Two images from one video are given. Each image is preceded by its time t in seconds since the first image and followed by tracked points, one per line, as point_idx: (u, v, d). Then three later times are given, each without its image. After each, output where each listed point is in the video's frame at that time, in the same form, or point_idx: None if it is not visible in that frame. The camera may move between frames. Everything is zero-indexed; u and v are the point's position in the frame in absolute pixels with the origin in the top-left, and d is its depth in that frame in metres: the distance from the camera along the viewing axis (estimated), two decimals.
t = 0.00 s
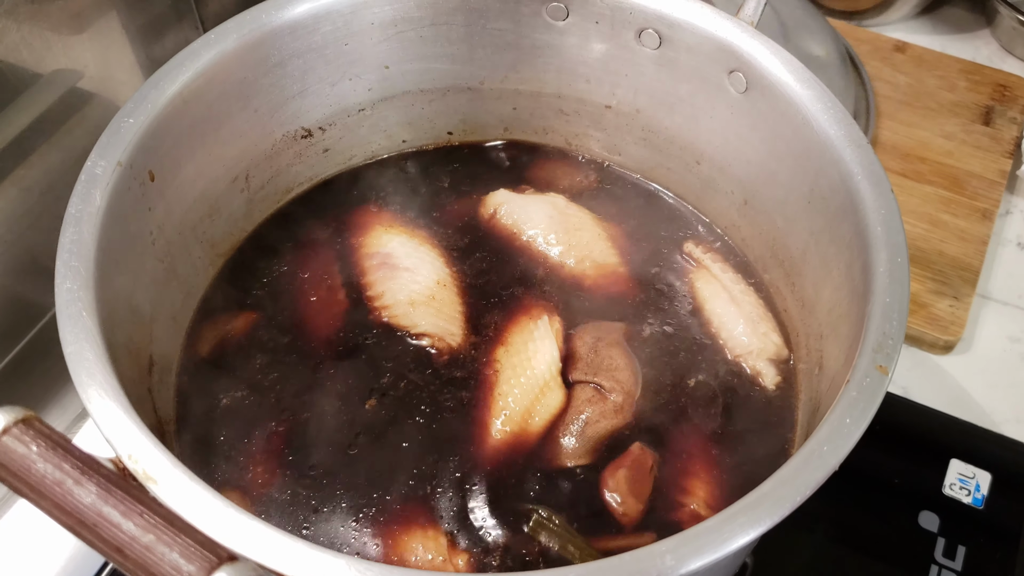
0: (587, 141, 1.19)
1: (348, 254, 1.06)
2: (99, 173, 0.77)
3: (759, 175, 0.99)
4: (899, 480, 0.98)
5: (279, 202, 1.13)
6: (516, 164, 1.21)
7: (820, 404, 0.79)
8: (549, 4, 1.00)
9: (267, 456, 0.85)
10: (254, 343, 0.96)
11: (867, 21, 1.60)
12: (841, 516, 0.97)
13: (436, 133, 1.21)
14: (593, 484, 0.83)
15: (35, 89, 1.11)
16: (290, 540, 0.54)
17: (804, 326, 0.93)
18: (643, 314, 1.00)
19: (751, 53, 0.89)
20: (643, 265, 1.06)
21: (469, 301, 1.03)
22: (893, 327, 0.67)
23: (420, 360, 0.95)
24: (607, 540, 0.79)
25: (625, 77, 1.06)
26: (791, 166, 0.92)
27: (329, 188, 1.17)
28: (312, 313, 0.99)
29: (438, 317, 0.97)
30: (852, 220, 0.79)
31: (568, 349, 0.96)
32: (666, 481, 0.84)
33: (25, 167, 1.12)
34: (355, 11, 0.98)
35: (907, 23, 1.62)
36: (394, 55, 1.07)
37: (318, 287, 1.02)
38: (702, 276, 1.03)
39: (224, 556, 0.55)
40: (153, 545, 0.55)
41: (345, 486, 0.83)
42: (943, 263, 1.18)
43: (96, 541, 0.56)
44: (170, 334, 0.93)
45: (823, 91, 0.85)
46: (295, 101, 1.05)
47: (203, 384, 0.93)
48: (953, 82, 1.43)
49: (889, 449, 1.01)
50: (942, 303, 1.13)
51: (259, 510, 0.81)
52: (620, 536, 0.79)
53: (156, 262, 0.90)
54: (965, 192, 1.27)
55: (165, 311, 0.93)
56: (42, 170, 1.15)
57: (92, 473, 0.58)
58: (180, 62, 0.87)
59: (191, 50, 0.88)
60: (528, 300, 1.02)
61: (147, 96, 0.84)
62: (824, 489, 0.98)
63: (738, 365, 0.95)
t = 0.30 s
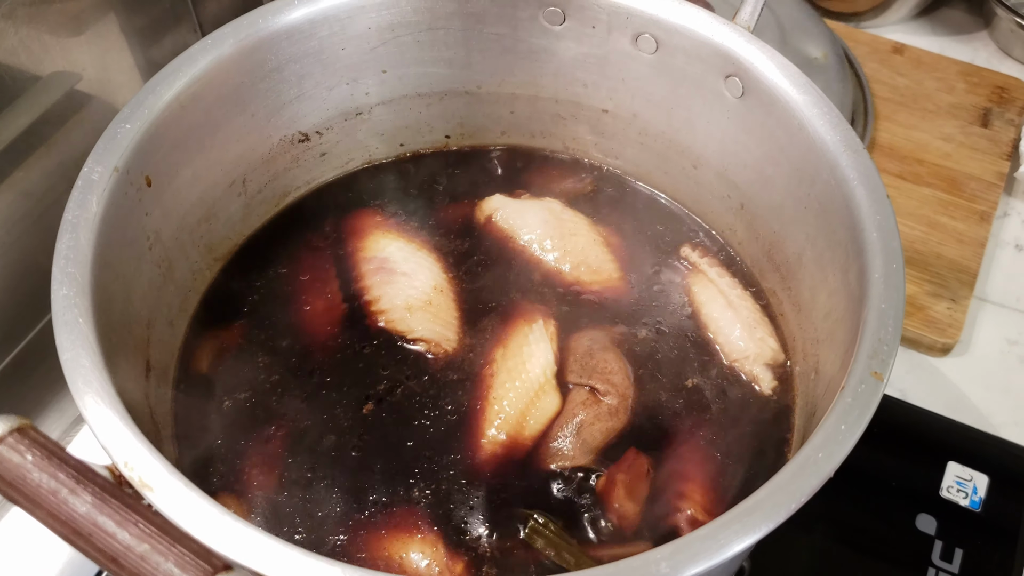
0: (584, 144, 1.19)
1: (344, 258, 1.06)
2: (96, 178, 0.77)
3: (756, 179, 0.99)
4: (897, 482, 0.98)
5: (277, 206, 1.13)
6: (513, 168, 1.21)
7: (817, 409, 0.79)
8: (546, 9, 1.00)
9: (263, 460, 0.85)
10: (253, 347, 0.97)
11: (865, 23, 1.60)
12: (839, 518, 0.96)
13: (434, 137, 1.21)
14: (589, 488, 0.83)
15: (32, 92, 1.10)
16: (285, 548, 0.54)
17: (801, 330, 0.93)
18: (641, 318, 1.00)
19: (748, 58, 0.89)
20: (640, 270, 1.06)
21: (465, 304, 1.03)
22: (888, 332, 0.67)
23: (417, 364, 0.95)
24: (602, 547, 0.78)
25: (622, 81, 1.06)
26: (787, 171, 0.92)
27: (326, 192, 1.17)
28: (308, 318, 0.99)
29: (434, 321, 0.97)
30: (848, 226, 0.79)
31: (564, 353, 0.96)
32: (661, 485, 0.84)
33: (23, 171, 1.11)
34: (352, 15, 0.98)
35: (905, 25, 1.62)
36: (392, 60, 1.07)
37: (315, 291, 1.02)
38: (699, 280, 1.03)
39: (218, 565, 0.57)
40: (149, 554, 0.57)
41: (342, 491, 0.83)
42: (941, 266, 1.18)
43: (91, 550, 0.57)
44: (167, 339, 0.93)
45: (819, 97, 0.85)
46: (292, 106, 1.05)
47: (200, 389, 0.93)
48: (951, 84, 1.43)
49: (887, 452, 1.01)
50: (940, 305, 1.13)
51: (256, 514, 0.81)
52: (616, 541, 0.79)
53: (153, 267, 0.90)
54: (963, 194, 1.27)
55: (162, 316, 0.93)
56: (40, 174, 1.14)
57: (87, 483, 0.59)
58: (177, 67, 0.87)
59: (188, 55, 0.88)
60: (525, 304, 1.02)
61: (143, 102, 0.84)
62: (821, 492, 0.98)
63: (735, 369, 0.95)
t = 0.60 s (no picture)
0: (583, 146, 1.18)
1: (341, 261, 1.06)
2: (89, 183, 0.76)
3: (755, 182, 0.99)
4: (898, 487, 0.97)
5: (273, 209, 1.13)
6: (511, 170, 1.21)
7: (817, 415, 0.78)
8: (543, 11, 0.99)
9: (259, 466, 0.84)
10: (249, 351, 0.96)
11: (866, 24, 1.59)
12: (840, 524, 0.96)
13: (431, 139, 1.20)
14: (587, 494, 0.83)
15: (28, 94, 1.10)
16: (277, 558, 0.53)
17: (801, 335, 0.92)
18: (639, 322, 0.99)
19: (748, 60, 0.88)
20: (639, 273, 1.06)
21: (463, 309, 1.02)
22: (889, 339, 0.67)
23: (413, 369, 0.94)
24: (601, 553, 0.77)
25: (620, 84, 1.05)
26: (787, 174, 0.91)
27: (323, 195, 1.16)
28: (304, 323, 0.98)
29: (431, 326, 0.97)
30: (848, 230, 0.78)
31: (563, 358, 0.95)
32: (660, 491, 0.83)
33: (18, 173, 1.11)
34: (348, 17, 0.97)
35: (906, 25, 1.61)
36: (389, 61, 1.06)
37: (311, 296, 1.01)
38: (699, 285, 1.02)
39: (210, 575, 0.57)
40: (138, 566, 0.56)
41: (338, 497, 0.82)
42: (943, 268, 1.17)
43: (81, 563, 0.57)
44: (162, 343, 0.93)
45: (820, 100, 0.84)
46: (288, 108, 1.04)
47: (195, 393, 0.92)
48: (952, 84, 1.42)
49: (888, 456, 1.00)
50: (941, 308, 1.12)
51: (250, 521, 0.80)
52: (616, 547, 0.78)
53: (147, 271, 0.90)
54: (965, 196, 1.26)
55: (156, 320, 0.92)
56: (36, 176, 1.14)
57: (76, 494, 0.59)
58: (170, 70, 0.86)
59: (182, 58, 0.87)
60: (523, 308, 1.01)
61: (137, 106, 0.83)
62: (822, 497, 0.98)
63: (734, 374, 0.94)
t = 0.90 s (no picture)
0: (583, 145, 1.18)
1: (339, 260, 1.05)
2: (86, 181, 0.76)
3: (755, 181, 0.98)
4: (900, 487, 0.97)
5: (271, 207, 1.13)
6: (511, 169, 1.20)
7: (816, 415, 0.78)
8: (542, 9, 0.99)
9: (256, 466, 0.84)
10: (248, 351, 0.95)
11: (866, 22, 1.59)
12: (840, 524, 0.95)
13: (430, 138, 1.20)
14: (586, 493, 0.82)
15: (26, 92, 1.09)
16: (274, 558, 0.53)
17: (801, 334, 0.92)
18: (638, 321, 0.99)
19: (748, 58, 0.88)
20: (639, 272, 1.05)
21: (462, 308, 1.02)
22: (889, 338, 0.66)
23: (411, 367, 0.94)
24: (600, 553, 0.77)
25: (620, 82, 1.05)
26: (787, 173, 0.91)
27: (321, 193, 1.16)
28: (301, 322, 0.98)
29: (429, 326, 0.96)
30: (848, 229, 0.78)
31: (560, 354, 0.95)
32: (659, 490, 0.83)
33: (17, 172, 1.10)
34: (346, 16, 0.97)
35: (907, 24, 1.61)
36: (387, 60, 1.06)
37: (309, 294, 1.01)
38: (698, 284, 1.02)
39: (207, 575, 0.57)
40: (134, 566, 0.56)
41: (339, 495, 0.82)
42: (943, 268, 1.17)
43: (76, 562, 0.57)
44: (160, 342, 0.93)
45: (819, 98, 0.84)
46: (286, 107, 1.04)
47: (192, 392, 0.92)
48: (953, 83, 1.41)
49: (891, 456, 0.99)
50: (941, 307, 1.12)
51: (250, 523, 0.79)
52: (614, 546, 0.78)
53: (145, 269, 0.90)
54: (965, 195, 1.25)
55: (154, 319, 0.92)
56: (34, 175, 1.13)
57: (72, 493, 0.59)
58: (168, 68, 0.86)
59: (180, 56, 0.87)
60: (522, 307, 1.01)
61: (134, 104, 0.83)
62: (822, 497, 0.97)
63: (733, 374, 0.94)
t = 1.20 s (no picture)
0: (584, 142, 1.18)
1: (340, 257, 1.05)
2: (88, 178, 0.75)
3: (758, 177, 0.98)
4: (903, 485, 0.97)
5: (273, 204, 1.12)
6: (512, 166, 1.20)
7: (819, 412, 0.78)
8: (544, 5, 0.98)
9: (258, 463, 0.84)
10: (249, 348, 0.95)
11: (868, 19, 1.59)
12: (843, 521, 0.95)
13: (432, 135, 1.20)
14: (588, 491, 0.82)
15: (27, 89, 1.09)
16: (277, 553, 0.53)
17: (803, 331, 0.92)
18: (641, 317, 0.99)
19: (751, 54, 0.88)
20: (641, 269, 1.05)
21: (464, 305, 1.01)
22: (893, 335, 0.66)
23: (413, 364, 0.93)
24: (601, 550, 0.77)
25: (622, 78, 1.05)
26: (790, 169, 0.90)
27: (323, 190, 1.16)
28: (303, 319, 0.98)
29: (430, 322, 0.96)
30: (852, 225, 0.78)
31: (565, 355, 0.95)
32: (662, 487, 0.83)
33: (18, 169, 1.10)
34: (348, 12, 0.97)
35: (909, 21, 1.60)
36: (389, 56, 1.06)
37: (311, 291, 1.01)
38: (700, 282, 1.02)
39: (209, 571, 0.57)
40: (137, 562, 0.56)
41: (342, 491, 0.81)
42: (946, 265, 1.17)
43: (79, 558, 0.57)
44: (161, 339, 0.92)
45: (822, 94, 0.83)
46: (288, 103, 1.04)
47: (193, 390, 0.92)
48: (955, 80, 1.41)
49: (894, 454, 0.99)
50: (944, 304, 1.12)
51: (252, 520, 0.79)
52: (617, 543, 0.78)
53: (147, 266, 0.89)
54: (967, 192, 1.25)
55: (156, 316, 0.92)
56: (36, 172, 1.13)
57: (74, 489, 0.59)
58: (170, 64, 0.85)
59: (181, 53, 0.87)
60: (524, 304, 1.01)
61: (136, 100, 0.82)
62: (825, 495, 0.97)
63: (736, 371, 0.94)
